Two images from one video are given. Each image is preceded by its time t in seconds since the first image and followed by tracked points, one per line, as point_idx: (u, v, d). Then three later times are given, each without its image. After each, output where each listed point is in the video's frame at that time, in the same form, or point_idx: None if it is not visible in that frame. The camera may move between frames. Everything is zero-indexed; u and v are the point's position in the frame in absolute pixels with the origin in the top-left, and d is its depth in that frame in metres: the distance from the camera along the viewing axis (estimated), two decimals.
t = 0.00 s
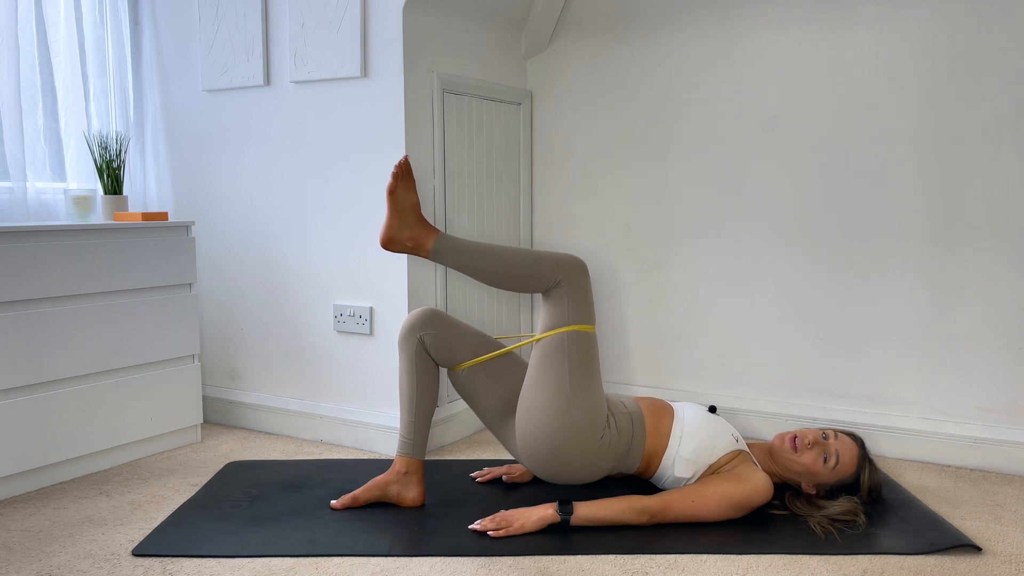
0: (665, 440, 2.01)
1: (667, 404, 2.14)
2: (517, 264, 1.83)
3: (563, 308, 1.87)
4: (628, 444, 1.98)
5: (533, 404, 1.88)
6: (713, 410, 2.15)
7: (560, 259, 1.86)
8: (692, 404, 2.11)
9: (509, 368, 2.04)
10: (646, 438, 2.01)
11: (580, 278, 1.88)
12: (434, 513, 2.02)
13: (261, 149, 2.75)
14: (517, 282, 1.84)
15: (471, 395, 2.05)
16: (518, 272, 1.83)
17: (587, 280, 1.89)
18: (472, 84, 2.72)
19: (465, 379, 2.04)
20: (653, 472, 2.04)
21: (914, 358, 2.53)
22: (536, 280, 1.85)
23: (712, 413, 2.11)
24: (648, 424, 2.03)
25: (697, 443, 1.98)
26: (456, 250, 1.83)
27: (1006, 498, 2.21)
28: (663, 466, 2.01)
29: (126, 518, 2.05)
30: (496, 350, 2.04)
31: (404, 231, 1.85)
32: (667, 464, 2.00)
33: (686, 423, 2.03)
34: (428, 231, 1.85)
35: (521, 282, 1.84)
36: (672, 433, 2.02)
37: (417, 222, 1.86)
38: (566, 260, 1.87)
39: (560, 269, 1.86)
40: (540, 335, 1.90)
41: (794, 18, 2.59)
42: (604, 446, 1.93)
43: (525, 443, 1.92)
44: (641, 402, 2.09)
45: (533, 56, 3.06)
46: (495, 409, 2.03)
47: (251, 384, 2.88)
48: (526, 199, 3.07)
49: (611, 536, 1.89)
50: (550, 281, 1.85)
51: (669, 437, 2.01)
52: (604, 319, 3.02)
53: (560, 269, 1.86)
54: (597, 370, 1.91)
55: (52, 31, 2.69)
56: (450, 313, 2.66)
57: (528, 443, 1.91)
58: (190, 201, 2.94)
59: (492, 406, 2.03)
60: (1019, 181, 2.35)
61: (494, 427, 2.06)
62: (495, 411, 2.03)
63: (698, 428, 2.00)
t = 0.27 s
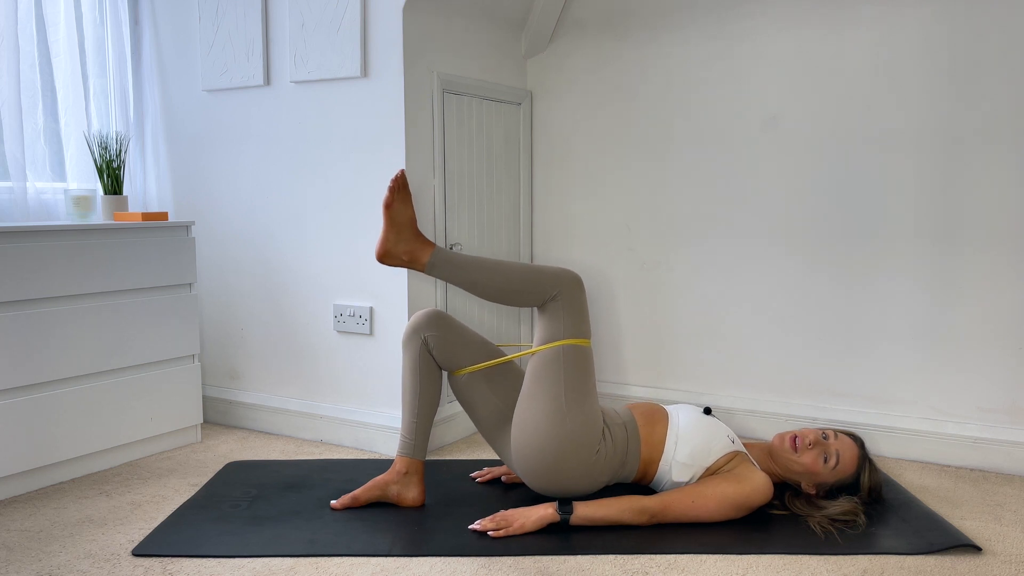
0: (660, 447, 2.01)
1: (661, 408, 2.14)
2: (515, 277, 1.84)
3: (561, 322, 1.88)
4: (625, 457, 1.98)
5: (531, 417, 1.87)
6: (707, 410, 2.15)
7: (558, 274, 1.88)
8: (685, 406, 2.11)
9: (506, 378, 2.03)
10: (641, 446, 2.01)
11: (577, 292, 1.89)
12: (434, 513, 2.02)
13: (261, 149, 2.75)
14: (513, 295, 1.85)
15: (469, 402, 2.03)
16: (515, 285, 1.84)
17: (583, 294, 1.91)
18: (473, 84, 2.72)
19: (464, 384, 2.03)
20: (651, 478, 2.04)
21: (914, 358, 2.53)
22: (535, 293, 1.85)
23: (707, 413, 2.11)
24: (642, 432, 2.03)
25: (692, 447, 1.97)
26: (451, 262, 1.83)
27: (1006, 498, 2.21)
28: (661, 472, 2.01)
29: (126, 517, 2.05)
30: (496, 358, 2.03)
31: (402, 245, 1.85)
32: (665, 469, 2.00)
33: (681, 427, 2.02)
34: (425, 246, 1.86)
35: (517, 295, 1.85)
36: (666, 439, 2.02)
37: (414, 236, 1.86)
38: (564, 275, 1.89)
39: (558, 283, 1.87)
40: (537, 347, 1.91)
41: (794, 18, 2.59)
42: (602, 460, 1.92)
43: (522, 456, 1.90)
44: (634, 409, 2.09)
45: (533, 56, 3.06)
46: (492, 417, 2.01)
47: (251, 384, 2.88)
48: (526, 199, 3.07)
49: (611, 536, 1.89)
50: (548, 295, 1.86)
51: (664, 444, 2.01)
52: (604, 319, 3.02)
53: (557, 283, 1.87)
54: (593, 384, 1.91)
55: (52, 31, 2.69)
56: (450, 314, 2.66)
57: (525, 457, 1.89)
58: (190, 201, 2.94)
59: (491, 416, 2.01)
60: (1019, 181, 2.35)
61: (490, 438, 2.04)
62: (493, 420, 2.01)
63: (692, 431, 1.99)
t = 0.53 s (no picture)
0: (666, 440, 2.01)
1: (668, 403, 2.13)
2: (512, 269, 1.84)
3: (559, 309, 1.88)
4: (629, 445, 1.98)
5: (533, 406, 1.87)
6: (715, 410, 2.15)
7: (554, 261, 1.87)
8: (693, 403, 2.11)
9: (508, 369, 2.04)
10: (646, 440, 2.01)
11: (574, 279, 1.89)
12: (434, 513, 2.02)
13: (261, 149, 2.75)
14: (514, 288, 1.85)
15: (470, 396, 2.05)
16: (512, 277, 1.84)
17: (581, 280, 1.90)
18: (473, 84, 2.72)
19: (464, 380, 2.04)
20: (654, 472, 2.03)
21: (915, 358, 2.53)
22: (531, 284, 1.85)
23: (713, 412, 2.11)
24: (649, 425, 2.03)
25: (699, 442, 1.98)
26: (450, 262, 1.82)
27: (1006, 498, 2.21)
28: (665, 466, 2.00)
29: (126, 518, 2.05)
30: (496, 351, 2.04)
31: (395, 243, 1.84)
32: (668, 464, 2.00)
33: (688, 422, 2.02)
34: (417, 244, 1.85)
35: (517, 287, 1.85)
36: (672, 434, 2.02)
37: (408, 234, 1.85)
38: (560, 261, 1.88)
39: (554, 271, 1.86)
40: (536, 336, 1.91)
41: (794, 18, 2.59)
42: (605, 448, 1.92)
43: (525, 446, 1.92)
44: (642, 401, 2.09)
45: (533, 56, 3.06)
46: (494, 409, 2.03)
47: (251, 384, 2.88)
48: (526, 199, 3.07)
49: (611, 536, 1.88)
50: (545, 283, 1.86)
51: (671, 438, 2.01)
52: (604, 319, 3.02)
53: (554, 270, 1.86)
54: (594, 370, 1.91)
55: (52, 31, 2.69)
56: (450, 314, 2.66)
57: (528, 446, 1.90)
58: (190, 201, 2.94)
59: (493, 407, 2.03)
60: (1019, 181, 2.35)
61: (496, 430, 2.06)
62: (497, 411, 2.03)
63: (699, 427, 1.99)
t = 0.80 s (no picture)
0: (673, 432, 2.01)
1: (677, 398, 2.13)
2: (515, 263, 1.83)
3: (559, 292, 1.88)
4: (634, 429, 1.98)
5: (534, 389, 1.88)
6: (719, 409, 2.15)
7: (551, 245, 1.87)
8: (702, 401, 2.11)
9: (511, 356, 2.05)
10: (652, 429, 2.00)
11: (573, 261, 1.89)
12: (434, 513, 2.02)
13: (261, 149, 2.75)
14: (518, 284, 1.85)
15: (474, 385, 2.06)
16: (510, 267, 1.83)
17: (580, 262, 1.90)
18: (473, 84, 2.72)
19: (466, 372, 2.05)
20: (656, 465, 2.04)
21: (914, 358, 2.53)
22: (529, 270, 1.85)
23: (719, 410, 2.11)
24: (657, 415, 2.02)
25: (705, 438, 1.97)
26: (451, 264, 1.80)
27: (1006, 498, 2.21)
28: (668, 461, 2.00)
29: (126, 518, 2.05)
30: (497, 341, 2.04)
31: (390, 250, 1.79)
32: (672, 459, 1.99)
33: (695, 419, 2.03)
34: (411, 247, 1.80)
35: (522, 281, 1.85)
36: (680, 426, 2.02)
37: (400, 238, 1.80)
38: (558, 244, 1.88)
39: (552, 254, 1.86)
40: (537, 320, 1.91)
41: (795, 18, 2.59)
42: (608, 430, 1.93)
43: (528, 429, 1.93)
44: (652, 391, 2.09)
45: (533, 56, 3.06)
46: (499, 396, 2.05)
47: (250, 384, 2.88)
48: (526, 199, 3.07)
49: (611, 535, 1.88)
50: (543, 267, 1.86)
51: (677, 430, 2.01)
52: (604, 319, 3.02)
53: (551, 253, 1.87)
54: (597, 351, 1.91)
55: (52, 31, 2.69)
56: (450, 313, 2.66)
57: (531, 429, 1.91)
58: (190, 201, 2.94)
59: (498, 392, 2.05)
60: (1019, 181, 2.35)
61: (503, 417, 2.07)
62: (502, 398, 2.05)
63: (707, 424, 1.99)
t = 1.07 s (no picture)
0: (669, 435, 2.01)
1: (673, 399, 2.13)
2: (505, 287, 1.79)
3: (546, 302, 1.85)
4: (632, 432, 1.98)
5: (530, 398, 1.87)
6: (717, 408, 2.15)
7: (533, 257, 1.83)
8: (699, 401, 2.11)
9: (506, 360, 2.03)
10: (649, 433, 2.01)
11: (557, 270, 1.85)
12: (434, 513, 2.02)
13: (261, 149, 2.75)
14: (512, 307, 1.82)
15: (473, 390, 2.05)
16: (499, 298, 1.78)
17: (564, 268, 1.87)
18: (473, 84, 2.72)
19: (465, 375, 2.03)
20: (655, 468, 2.03)
21: (914, 358, 2.53)
22: (517, 292, 1.81)
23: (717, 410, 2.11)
24: (652, 418, 2.03)
25: (702, 439, 1.97)
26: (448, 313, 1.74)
27: (1006, 498, 2.21)
28: (667, 462, 2.00)
29: (125, 518, 2.05)
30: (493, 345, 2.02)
31: (389, 334, 1.71)
32: (671, 459, 1.99)
33: (692, 419, 2.02)
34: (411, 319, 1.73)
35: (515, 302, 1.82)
36: (677, 428, 2.01)
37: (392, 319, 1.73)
38: (539, 254, 1.84)
39: (537, 269, 1.82)
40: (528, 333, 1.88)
41: (795, 18, 2.59)
42: (605, 435, 1.92)
43: (525, 436, 1.93)
44: (647, 395, 2.09)
45: (533, 56, 3.06)
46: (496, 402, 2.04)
47: (250, 384, 2.88)
48: (526, 199, 3.07)
49: (611, 536, 1.88)
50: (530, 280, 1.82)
51: (674, 433, 2.00)
52: (604, 319, 3.02)
53: (536, 267, 1.82)
54: (588, 357, 1.90)
55: (52, 31, 2.69)
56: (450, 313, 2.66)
57: (529, 436, 1.91)
58: (190, 201, 2.94)
59: (496, 397, 2.04)
60: (1018, 181, 2.35)
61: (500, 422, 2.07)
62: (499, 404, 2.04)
63: (703, 424, 1.99)
